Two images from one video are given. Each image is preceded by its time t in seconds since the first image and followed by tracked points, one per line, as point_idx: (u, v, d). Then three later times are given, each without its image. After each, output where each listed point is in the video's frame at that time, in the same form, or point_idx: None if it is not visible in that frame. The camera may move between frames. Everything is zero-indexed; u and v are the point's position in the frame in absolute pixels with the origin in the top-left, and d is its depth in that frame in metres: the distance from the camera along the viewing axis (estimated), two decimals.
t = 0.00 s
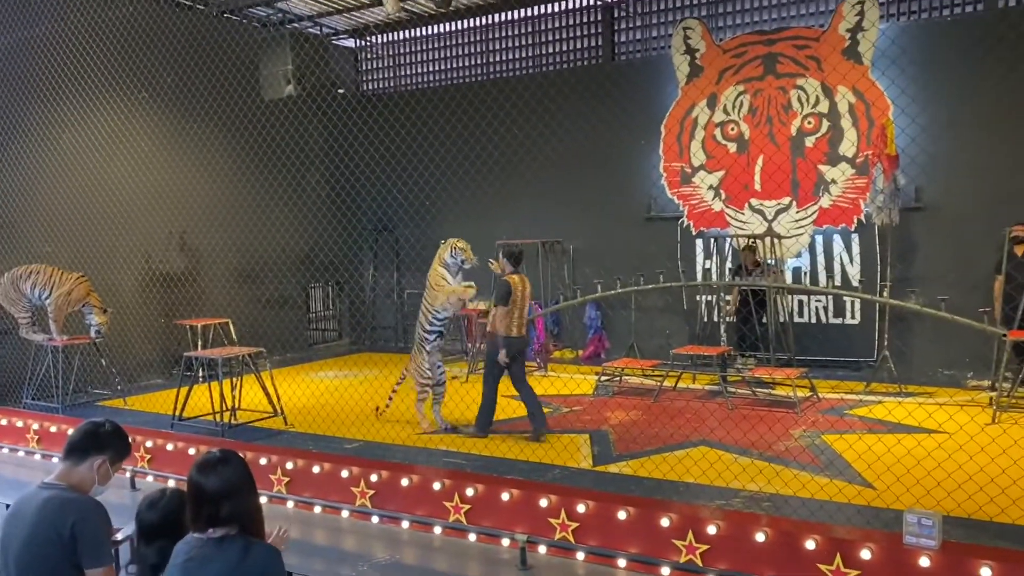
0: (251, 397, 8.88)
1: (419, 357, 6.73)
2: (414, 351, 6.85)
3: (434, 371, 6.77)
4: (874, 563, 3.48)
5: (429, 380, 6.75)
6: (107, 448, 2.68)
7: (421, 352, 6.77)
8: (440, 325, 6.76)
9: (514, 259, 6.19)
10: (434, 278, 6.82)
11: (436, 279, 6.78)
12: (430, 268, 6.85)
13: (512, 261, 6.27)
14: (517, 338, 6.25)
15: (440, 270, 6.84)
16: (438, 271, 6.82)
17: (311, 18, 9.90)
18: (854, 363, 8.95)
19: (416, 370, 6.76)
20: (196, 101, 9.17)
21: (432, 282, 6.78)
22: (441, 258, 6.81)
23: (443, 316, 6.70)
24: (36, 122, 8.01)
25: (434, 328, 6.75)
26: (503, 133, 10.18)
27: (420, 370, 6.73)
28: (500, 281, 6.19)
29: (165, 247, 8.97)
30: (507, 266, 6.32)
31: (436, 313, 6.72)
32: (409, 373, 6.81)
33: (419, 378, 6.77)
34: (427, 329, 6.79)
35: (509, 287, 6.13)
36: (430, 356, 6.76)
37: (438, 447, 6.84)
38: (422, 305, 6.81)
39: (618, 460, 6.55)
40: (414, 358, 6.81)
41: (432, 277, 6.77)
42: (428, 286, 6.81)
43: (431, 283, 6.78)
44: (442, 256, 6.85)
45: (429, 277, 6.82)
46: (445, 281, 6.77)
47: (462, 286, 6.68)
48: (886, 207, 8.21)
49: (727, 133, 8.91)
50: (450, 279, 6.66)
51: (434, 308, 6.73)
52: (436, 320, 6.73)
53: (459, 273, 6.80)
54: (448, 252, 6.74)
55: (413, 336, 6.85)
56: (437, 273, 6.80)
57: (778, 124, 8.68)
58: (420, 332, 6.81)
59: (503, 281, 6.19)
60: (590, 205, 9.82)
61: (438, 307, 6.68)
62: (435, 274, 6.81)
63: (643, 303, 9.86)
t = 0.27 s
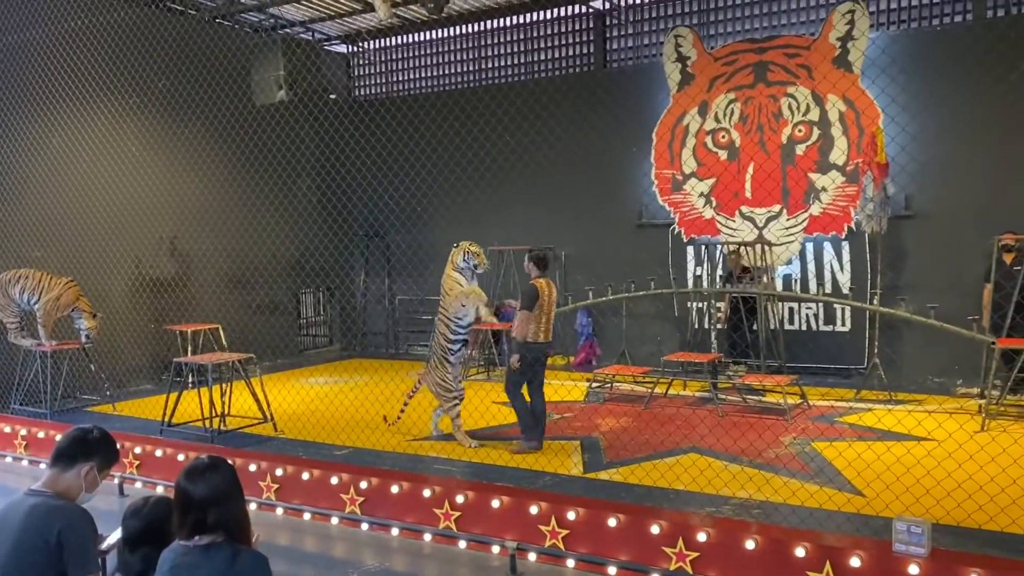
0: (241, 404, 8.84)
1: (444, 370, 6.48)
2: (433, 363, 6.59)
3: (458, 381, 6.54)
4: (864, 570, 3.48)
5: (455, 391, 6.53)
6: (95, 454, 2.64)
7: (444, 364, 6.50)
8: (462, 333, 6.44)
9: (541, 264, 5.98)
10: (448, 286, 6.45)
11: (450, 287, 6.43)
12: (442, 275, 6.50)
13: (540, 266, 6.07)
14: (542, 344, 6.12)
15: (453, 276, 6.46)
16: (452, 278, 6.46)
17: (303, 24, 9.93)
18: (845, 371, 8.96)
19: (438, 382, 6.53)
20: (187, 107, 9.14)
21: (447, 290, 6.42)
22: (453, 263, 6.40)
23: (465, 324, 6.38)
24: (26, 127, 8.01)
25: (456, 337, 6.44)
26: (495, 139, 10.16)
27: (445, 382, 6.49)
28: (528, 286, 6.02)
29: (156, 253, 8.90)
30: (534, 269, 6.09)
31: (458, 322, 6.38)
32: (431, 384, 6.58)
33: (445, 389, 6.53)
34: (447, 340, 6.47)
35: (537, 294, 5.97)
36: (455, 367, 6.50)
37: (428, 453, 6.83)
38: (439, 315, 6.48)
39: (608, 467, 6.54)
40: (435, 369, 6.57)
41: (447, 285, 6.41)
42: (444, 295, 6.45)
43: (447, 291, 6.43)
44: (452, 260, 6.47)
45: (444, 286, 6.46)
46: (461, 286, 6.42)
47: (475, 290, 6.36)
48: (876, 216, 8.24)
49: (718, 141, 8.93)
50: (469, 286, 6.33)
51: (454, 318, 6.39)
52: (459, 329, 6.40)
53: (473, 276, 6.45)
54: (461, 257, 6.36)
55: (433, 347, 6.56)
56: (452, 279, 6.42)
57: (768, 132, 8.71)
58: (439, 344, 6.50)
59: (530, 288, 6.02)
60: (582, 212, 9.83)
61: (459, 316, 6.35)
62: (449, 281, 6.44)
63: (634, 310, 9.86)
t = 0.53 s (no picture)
0: (221, 408, 8.79)
1: (450, 375, 6.48)
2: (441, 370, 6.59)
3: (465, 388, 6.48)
4: None
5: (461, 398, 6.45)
6: (71, 460, 2.65)
7: (451, 369, 6.51)
8: (468, 338, 6.52)
9: (556, 270, 6.04)
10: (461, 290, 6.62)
11: (462, 291, 6.61)
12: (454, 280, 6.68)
13: (555, 273, 6.11)
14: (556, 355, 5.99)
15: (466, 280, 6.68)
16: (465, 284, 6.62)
17: (287, 28, 9.90)
18: (825, 378, 9.02)
19: (445, 388, 6.50)
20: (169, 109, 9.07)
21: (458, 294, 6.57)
22: (467, 267, 6.69)
23: (472, 326, 6.48)
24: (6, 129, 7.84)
25: (463, 341, 6.51)
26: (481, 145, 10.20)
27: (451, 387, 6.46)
28: (542, 293, 6.03)
29: (137, 257, 8.83)
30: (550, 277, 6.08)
31: (465, 324, 6.48)
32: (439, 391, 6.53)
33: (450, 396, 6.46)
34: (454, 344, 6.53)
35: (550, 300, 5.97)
36: (461, 373, 6.50)
37: (410, 459, 6.81)
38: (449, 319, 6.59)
39: (589, 473, 6.55)
40: (443, 376, 6.55)
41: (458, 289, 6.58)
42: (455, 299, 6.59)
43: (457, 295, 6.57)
44: (466, 268, 6.69)
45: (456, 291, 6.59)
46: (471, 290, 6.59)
47: (489, 292, 6.45)
48: (856, 225, 8.25)
49: (700, 149, 8.98)
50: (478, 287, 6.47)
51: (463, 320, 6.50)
52: (465, 333, 6.50)
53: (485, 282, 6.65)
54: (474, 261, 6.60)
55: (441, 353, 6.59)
56: (464, 283, 6.63)
57: (750, 141, 8.78)
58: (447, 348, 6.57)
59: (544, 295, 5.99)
60: (565, 218, 9.85)
61: (466, 317, 6.46)
62: (461, 286, 6.64)
63: (616, 317, 9.89)
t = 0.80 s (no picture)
0: (194, 412, 8.70)
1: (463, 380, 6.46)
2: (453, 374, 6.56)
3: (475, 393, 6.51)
4: None
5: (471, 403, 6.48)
6: (37, 462, 2.64)
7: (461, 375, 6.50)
8: (482, 344, 6.43)
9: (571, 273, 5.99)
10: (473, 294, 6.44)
11: (475, 295, 6.42)
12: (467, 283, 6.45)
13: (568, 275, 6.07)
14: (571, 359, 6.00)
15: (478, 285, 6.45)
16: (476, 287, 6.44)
17: (264, 30, 9.87)
18: (798, 383, 9.10)
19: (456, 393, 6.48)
20: (143, 108, 8.97)
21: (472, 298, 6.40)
22: (479, 270, 6.45)
23: (485, 333, 6.36)
24: None
25: (476, 347, 6.43)
26: (459, 148, 10.21)
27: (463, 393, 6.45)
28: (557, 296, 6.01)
29: (109, 257, 8.73)
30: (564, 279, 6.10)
31: (478, 331, 6.37)
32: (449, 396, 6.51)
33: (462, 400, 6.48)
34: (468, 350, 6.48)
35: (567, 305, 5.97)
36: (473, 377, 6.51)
37: (384, 463, 6.78)
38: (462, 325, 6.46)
39: (564, 477, 6.56)
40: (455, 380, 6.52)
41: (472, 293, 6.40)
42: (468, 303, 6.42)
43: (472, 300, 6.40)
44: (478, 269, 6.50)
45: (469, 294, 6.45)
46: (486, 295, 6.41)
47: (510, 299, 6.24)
48: (829, 232, 8.35)
49: (676, 155, 9.05)
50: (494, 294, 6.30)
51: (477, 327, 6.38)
52: (479, 340, 6.39)
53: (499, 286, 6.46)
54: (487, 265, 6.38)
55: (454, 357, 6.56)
56: (477, 288, 6.41)
57: (725, 147, 8.86)
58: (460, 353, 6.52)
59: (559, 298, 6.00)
60: (542, 223, 9.86)
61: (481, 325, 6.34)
62: (474, 290, 6.42)
63: (592, 322, 9.92)
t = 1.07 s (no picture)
0: (163, 417, 8.58)
1: (472, 388, 6.15)
2: (459, 382, 6.23)
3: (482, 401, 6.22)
4: None
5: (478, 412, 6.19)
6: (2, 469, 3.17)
7: (472, 381, 6.16)
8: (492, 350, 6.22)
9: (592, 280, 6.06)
10: (484, 300, 6.23)
11: (486, 301, 6.21)
12: (477, 289, 6.23)
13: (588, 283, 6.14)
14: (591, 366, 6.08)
15: (489, 291, 6.26)
16: (488, 293, 6.24)
17: (237, 31, 9.83)
18: (770, 388, 9.14)
19: (463, 402, 6.18)
20: (113, 109, 8.82)
21: (484, 304, 6.18)
22: (490, 276, 6.26)
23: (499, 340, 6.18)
24: None
25: (487, 354, 6.19)
26: (431, 150, 10.13)
27: (472, 402, 6.13)
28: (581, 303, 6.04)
29: (76, 261, 8.55)
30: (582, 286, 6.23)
31: (491, 337, 6.15)
32: (455, 406, 6.18)
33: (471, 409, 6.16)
34: (477, 356, 6.20)
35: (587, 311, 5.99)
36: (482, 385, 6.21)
37: (356, 469, 6.72)
38: (472, 331, 6.21)
39: (537, 481, 6.55)
40: (461, 389, 6.19)
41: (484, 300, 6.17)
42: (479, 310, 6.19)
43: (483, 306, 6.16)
44: (486, 275, 6.29)
45: (481, 299, 6.20)
46: (498, 302, 6.22)
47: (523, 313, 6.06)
48: (800, 237, 8.47)
49: (650, 160, 9.10)
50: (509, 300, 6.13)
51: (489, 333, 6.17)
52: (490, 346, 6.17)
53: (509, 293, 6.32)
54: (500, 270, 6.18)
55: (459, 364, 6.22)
56: (489, 294, 6.21)
57: (698, 153, 8.91)
58: (468, 360, 6.20)
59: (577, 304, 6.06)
60: (518, 227, 9.85)
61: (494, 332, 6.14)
62: (486, 296, 6.21)
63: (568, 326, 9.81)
